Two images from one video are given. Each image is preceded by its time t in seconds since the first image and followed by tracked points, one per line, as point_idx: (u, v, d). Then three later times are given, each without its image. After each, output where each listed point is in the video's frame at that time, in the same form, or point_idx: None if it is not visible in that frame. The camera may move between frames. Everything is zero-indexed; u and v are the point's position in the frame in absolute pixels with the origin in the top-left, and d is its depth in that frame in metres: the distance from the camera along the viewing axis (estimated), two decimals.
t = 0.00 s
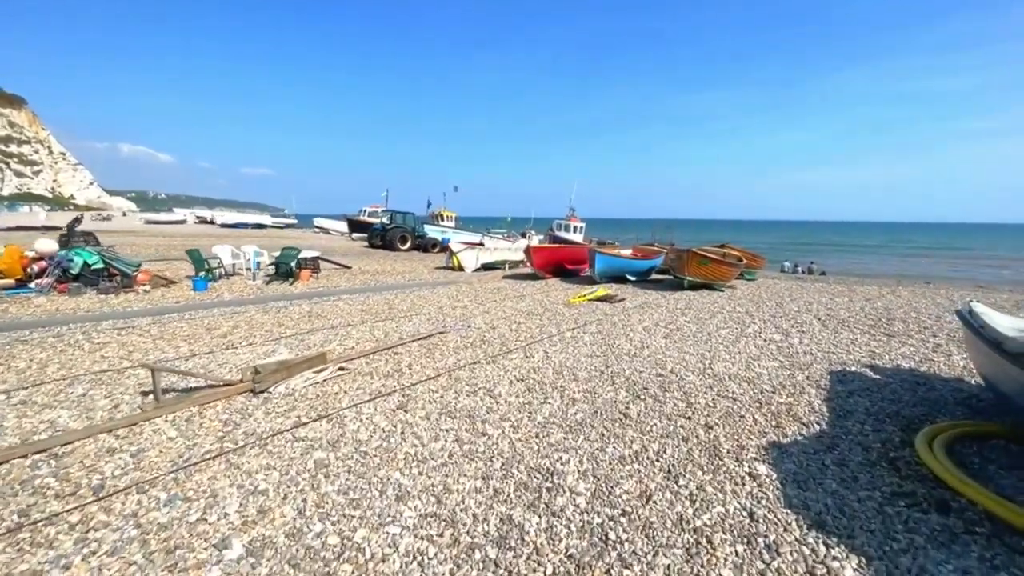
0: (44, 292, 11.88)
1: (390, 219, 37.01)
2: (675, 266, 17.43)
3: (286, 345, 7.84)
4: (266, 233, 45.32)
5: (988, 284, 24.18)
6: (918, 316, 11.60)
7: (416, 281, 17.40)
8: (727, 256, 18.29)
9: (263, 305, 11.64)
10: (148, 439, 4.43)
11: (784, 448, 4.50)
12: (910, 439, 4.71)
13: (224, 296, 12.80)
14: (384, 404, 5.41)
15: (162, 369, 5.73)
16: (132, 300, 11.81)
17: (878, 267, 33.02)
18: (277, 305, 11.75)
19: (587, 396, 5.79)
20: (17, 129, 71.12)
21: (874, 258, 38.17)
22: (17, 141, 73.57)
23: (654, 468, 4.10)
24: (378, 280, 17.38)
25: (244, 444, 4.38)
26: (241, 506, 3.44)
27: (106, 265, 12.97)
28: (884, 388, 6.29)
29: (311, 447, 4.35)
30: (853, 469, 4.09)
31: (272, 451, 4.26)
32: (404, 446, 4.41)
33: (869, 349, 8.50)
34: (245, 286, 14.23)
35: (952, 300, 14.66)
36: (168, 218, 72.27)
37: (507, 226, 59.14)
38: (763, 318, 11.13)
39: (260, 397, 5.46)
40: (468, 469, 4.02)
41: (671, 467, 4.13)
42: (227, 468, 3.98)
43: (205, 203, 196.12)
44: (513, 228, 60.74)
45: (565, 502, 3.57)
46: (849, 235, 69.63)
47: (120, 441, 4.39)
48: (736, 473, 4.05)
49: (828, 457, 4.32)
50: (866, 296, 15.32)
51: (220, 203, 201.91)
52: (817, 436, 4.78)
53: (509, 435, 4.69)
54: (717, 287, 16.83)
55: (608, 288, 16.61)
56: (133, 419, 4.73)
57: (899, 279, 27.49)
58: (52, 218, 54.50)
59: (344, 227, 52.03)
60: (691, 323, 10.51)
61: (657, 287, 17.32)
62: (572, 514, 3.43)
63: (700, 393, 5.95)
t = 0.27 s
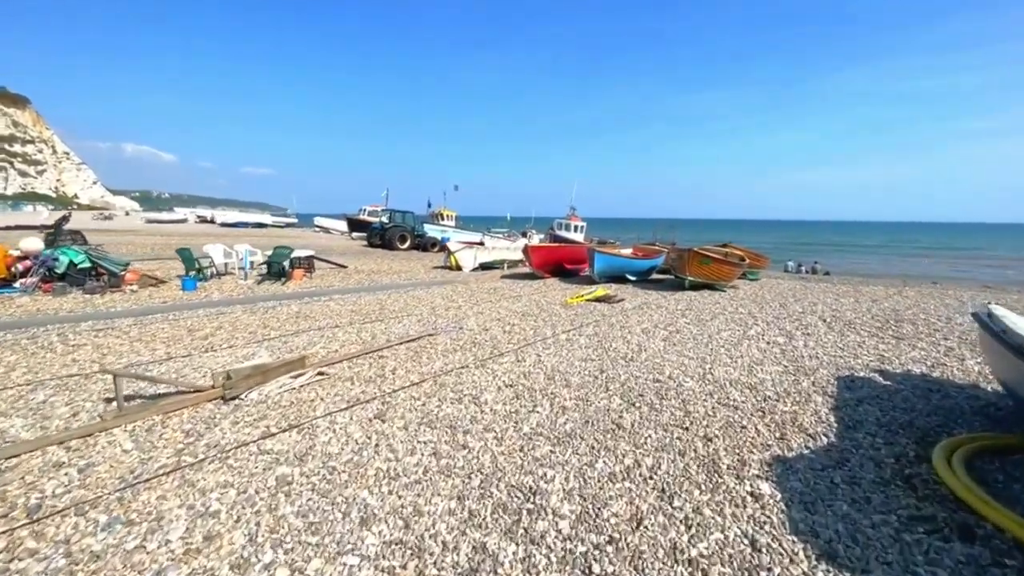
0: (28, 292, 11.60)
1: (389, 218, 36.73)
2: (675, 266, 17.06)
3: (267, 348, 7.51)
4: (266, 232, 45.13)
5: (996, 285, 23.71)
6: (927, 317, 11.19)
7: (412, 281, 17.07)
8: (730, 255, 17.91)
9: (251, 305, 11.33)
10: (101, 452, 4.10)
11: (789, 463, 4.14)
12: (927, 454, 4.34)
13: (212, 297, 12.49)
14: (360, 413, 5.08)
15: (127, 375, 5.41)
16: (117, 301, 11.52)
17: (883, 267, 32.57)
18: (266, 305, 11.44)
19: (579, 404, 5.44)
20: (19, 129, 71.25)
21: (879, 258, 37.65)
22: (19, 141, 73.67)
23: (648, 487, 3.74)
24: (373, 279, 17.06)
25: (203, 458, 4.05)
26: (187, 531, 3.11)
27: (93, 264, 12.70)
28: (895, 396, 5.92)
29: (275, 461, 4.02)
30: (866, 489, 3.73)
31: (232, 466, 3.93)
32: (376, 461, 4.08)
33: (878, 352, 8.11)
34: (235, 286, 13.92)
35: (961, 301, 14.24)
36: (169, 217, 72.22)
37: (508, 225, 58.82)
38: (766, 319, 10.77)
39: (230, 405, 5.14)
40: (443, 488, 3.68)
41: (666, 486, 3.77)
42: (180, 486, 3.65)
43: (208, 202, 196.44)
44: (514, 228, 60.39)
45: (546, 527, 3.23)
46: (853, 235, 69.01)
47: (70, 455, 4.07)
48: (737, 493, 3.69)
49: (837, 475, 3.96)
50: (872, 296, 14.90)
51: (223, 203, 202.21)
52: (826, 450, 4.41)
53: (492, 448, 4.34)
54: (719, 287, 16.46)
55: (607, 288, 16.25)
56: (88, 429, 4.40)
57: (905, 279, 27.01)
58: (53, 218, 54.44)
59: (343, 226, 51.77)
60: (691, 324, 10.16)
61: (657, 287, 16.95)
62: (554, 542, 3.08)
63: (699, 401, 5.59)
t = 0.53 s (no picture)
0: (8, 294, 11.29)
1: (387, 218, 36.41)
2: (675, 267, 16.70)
3: (244, 356, 7.17)
4: (264, 232, 44.85)
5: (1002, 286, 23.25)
6: (935, 322, 10.80)
7: (405, 283, 16.72)
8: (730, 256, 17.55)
9: (237, 309, 11.00)
10: (41, 476, 3.77)
11: (792, 489, 3.79)
12: (943, 478, 3.98)
13: (198, 299, 12.16)
14: (331, 430, 4.73)
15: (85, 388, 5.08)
16: (99, 304, 11.19)
17: (886, 267, 32.18)
18: (252, 308, 11.11)
19: (567, 419, 5.09)
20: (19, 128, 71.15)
21: (882, 258, 37.16)
22: (19, 140, 73.55)
23: (636, 519, 3.40)
24: (366, 281, 16.73)
25: (152, 483, 3.71)
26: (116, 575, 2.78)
27: (77, 266, 12.39)
28: (905, 409, 5.56)
29: (230, 486, 3.69)
30: (877, 521, 3.38)
31: (182, 493, 3.59)
32: (341, 486, 3.74)
33: (885, 360, 7.74)
34: (224, 288, 13.60)
35: (968, 304, 13.84)
36: (168, 216, 71.97)
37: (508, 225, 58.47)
38: (767, 324, 10.42)
39: (192, 421, 4.80)
40: (410, 520, 3.34)
41: (656, 517, 3.42)
42: (121, 517, 3.32)
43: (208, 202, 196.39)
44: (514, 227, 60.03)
45: (521, 568, 2.89)
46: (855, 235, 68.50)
47: (8, 479, 3.73)
48: (734, 526, 3.34)
49: (846, 503, 3.61)
50: (877, 299, 14.50)
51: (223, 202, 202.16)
52: (832, 473, 4.06)
53: (469, 471, 4.00)
54: (719, 289, 16.10)
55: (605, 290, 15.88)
56: (33, 449, 4.06)
57: (909, 279, 26.55)
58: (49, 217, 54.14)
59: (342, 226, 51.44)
60: (689, 329, 9.80)
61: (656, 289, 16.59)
62: None
63: (695, 416, 5.24)
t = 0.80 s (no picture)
0: None
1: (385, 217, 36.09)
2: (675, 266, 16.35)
3: (222, 359, 6.83)
4: (262, 231, 44.57)
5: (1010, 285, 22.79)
6: (944, 323, 10.42)
7: (400, 283, 16.38)
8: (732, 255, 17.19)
9: (223, 309, 10.68)
10: None
11: (801, 511, 3.44)
12: (966, 497, 3.63)
13: (185, 299, 11.85)
14: (303, 441, 4.40)
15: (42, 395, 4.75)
16: (82, 305, 10.88)
17: (890, 266, 31.77)
18: (239, 309, 10.79)
19: (557, 430, 4.75)
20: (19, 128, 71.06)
21: (886, 258, 36.68)
22: (18, 140, 73.39)
23: (629, 546, 3.06)
24: (360, 281, 16.40)
25: (97, 504, 3.39)
26: None
27: (61, 266, 12.09)
28: (919, 418, 5.20)
29: (182, 508, 3.35)
30: (897, 550, 3.03)
31: (128, 515, 3.26)
32: (305, 506, 3.41)
33: (894, 364, 7.37)
34: (213, 288, 13.29)
35: (977, 304, 13.44)
36: (167, 215, 71.74)
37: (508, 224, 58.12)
38: (770, 325, 10.06)
39: (154, 432, 4.47)
40: (376, 547, 3.01)
41: (650, 544, 3.09)
42: (55, 544, 2.99)
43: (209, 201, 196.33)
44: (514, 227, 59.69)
45: None
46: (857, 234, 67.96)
47: None
48: (737, 554, 3.00)
49: (860, 527, 3.26)
50: (883, 300, 14.11)
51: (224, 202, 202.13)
52: (844, 491, 3.71)
53: (447, 489, 3.66)
54: (720, 289, 15.74)
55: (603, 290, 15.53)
56: None
57: (914, 279, 26.09)
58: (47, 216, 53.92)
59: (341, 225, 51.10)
60: (690, 331, 9.45)
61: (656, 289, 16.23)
62: None
63: (694, 425, 4.90)
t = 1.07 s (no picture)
0: None
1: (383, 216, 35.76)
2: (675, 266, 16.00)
3: (197, 364, 6.50)
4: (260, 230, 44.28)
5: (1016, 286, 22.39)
6: (953, 325, 10.08)
7: (394, 282, 16.05)
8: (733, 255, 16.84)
9: (209, 310, 10.35)
10: None
11: (811, 539, 3.10)
12: (993, 523, 3.29)
13: (171, 300, 11.52)
14: (270, 456, 4.07)
15: None
16: (63, 305, 10.56)
17: (893, 266, 31.40)
18: (225, 310, 10.46)
19: (545, 443, 4.42)
20: (18, 126, 70.96)
21: (888, 257, 36.34)
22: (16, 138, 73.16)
23: None
24: (354, 280, 16.07)
25: (31, 531, 3.06)
26: None
27: (45, 266, 11.79)
28: (934, 429, 4.87)
29: (125, 536, 3.02)
30: None
31: (62, 545, 2.93)
32: (261, 533, 3.07)
33: (903, 369, 7.04)
34: (202, 288, 12.97)
35: (985, 305, 13.08)
36: (166, 214, 71.53)
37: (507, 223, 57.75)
38: (773, 327, 9.72)
39: (110, 445, 4.14)
40: None
41: None
42: None
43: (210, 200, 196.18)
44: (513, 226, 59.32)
45: None
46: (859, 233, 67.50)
47: None
48: None
49: (878, 559, 2.92)
50: (888, 300, 13.74)
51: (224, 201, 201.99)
52: (858, 516, 3.37)
53: (421, 512, 3.33)
54: (721, 289, 15.39)
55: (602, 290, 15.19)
56: None
57: (917, 279, 25.69)
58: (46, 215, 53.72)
59: (339, 224, 50.74)
60: (689, 333, 9.11)
61: (655, 289, 15.88)
62: None
63: (694, 438, 4.56)
